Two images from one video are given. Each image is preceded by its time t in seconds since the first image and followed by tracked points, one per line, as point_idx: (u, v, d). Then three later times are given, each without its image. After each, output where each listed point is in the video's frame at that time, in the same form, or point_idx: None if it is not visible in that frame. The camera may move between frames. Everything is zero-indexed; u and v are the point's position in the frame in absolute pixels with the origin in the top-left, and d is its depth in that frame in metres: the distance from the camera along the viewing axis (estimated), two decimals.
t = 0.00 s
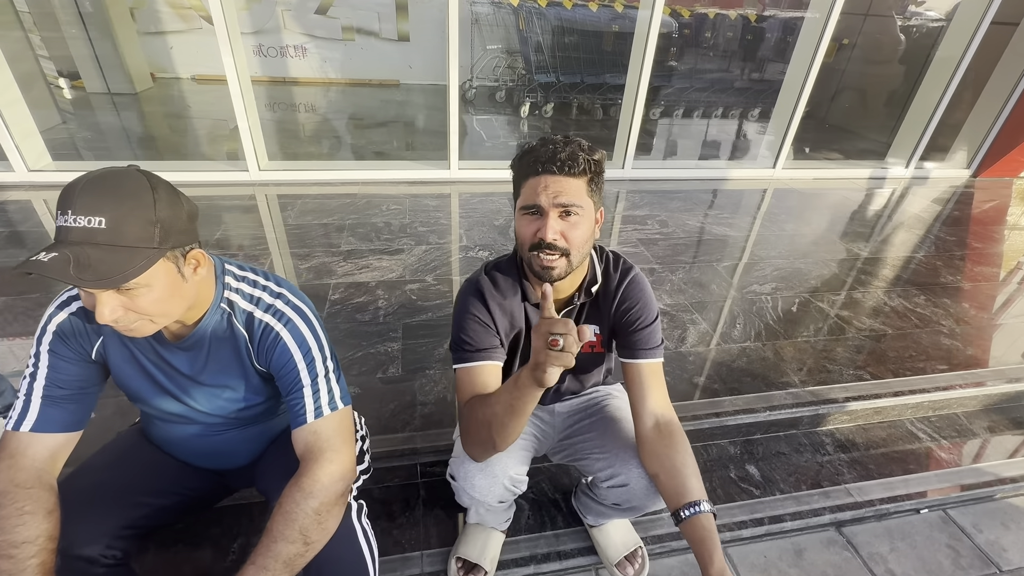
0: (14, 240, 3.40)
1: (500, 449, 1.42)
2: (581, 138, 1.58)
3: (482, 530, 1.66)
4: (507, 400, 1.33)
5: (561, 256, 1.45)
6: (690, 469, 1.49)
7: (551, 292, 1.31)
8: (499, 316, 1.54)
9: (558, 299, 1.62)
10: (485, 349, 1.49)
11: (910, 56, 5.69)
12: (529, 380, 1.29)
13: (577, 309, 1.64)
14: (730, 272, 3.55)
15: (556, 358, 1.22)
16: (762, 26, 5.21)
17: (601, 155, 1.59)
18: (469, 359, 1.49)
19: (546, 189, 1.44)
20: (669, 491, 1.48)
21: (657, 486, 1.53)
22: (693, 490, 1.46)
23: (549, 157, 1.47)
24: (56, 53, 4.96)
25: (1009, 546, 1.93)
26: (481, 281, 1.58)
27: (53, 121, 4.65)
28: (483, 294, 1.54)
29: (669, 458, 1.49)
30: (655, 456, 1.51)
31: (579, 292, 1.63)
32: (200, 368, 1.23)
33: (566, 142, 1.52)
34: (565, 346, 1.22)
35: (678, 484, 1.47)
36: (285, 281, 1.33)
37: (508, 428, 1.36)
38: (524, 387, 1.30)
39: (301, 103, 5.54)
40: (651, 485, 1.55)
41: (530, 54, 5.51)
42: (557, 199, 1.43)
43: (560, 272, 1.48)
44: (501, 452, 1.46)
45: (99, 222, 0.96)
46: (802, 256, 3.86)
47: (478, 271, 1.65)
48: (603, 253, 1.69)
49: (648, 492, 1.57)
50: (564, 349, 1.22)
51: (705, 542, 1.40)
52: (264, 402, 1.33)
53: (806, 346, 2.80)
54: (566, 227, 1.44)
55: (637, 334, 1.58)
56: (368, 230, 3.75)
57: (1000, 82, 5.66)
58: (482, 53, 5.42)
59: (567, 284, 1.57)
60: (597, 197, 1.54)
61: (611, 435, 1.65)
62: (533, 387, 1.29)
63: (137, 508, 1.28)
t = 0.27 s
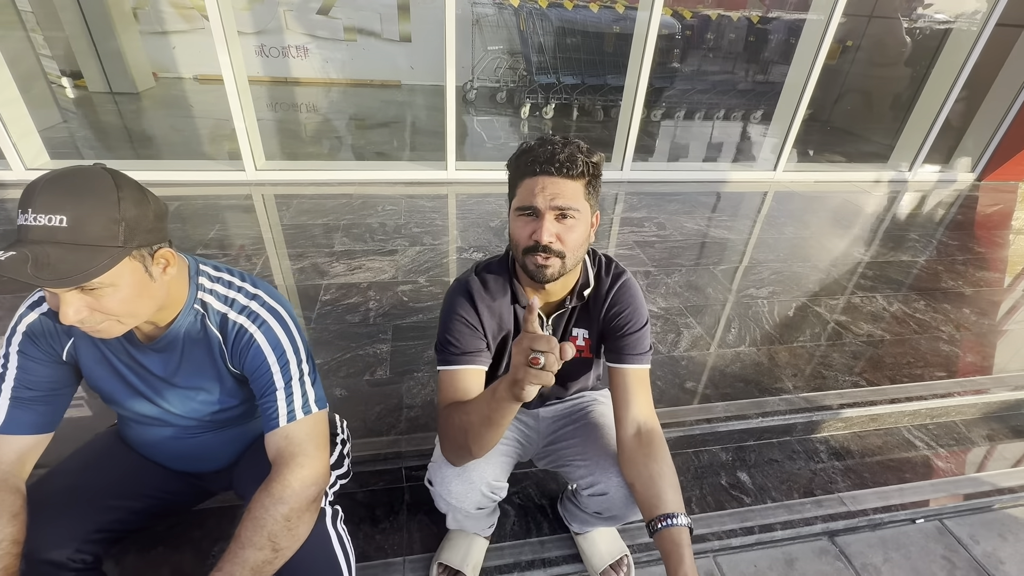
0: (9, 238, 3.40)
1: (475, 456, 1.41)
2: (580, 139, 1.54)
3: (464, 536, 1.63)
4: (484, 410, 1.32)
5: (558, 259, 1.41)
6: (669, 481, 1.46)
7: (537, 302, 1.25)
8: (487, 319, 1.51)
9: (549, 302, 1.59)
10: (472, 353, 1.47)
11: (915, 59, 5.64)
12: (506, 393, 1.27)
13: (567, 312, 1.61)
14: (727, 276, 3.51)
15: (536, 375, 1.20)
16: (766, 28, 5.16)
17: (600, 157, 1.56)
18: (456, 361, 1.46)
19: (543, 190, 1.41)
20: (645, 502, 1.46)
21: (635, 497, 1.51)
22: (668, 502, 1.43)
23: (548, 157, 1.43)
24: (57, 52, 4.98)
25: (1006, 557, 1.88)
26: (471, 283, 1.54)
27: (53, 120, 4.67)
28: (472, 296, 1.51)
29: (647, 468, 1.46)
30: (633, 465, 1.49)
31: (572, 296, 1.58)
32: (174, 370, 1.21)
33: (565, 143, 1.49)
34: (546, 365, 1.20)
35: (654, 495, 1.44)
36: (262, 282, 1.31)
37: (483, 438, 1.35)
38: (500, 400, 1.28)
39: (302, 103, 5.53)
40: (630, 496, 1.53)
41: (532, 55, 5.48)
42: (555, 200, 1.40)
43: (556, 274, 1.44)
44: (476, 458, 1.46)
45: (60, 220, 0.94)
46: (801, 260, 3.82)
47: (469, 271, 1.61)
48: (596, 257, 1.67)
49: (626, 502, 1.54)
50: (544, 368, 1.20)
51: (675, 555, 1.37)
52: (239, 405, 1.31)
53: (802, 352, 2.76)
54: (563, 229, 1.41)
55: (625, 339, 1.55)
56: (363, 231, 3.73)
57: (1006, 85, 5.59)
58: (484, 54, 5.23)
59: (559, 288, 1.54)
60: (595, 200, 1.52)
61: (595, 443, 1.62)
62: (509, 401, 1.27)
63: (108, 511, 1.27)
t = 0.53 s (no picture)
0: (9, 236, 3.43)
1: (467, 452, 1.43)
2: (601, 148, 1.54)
3: (456, 535, 1.63)
4: (475, 412, 1.32)
5: (567, 264, 1.40)
6: (664, 483, 1.45)
7: (537, 352, 1.15)
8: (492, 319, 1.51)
9: (555, 303, 1.57)
10: (473, 352, 1.47)
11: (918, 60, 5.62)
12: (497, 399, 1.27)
13: (573, 316, 1.59)
14: (724, 277, 3.51)
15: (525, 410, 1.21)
16: (769, 29, 5.13)
17: (619, 167, 1.55)
18: (455, 359, 1.46)
19: (561, 194, 1.40)
20: (639, 502, 1.46)
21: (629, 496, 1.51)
22: (662, 504, 1.43)
23: (569, 161, 1.43)
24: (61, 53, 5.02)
25: (1002, 561, 1.87)
26: (479, 280, 1.53)
27: (54, 120, 4.71)
28: (479, 295, 1.50)
29: (642, 469, 1.46)
30: (629, 465, 1.48)
31: (578, 299, 1.56)
32: (165, 369, 1.22)
33: (587, 149, 1.48)
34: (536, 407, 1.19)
35: (648, 496, 1.44)
36: (253, 281, 1.31)
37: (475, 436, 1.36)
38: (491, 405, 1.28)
39: (304, 103, 5.53)
40: (622, 494, 1.53)
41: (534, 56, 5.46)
42: (572, 206, 1.39)
43: (564, 280, 1.43)
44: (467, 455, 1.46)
45: (47, 219, 0.95)
46: (799, 261, 3.80)
47: (478, 267, 1.60)
48: (601, 259, 1.66)
49: (618, 500, 1.54)
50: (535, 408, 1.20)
51: (667, 558, 1.36)
52: (230, 403, 1.31)
53: (798, 353, 2.76)
54: (576, 235, 1.39)
55: (629, 341, 1.55)
56: (361, 231, 3.74)
57: (1009, 87, 5.55)
58: (485, 55, 5.23)
59: (566, 291, 1.53)
60: (610, 209, 1.51)
61: (588, 442, 1.62)
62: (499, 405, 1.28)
63: (98, 509, 1.28)
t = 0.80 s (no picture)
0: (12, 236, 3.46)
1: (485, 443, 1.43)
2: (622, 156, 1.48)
3: (455, 536, 1.64)
4: (486, 378, 1.36)
5: (577, 274, 1.40)
6: (665, 487, 1.47)
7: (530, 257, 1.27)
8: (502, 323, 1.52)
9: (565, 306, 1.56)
10: (483, 356, 1.49)
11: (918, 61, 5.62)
12: (508, 357, 1.33)
13: (583, 317, 1.58)
14: (723, 278, 3.52)
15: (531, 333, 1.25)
16: (769, 30, 5.14)
17: (637, 175, 1.49)
18: (470, 369, 1.49)
19: (577, 204, 1.36)
20: (640, 504, 1.48)
21: (631, 496, 1.52)
22: (663, 507, 1.45)
23: (587, 171, 1.38)
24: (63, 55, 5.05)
25: (998, 561, 1.88)
26: (490, 285, 1.52)
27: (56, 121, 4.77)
28: (490, 299, 1.50)
29: (646, 470, 1.48)
30: (632, 466, 1.50)
31: (588, 300, 1.57)
32: (165, 370, 1.23)
33: (606, 157, 1.42)
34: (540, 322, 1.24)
35: (649, 498, 1.46)
36: (251, 283, 1.33)
37: (493, 414, 1.38)
38: (503, 365, 1.34)
39: (305, 104, 5.55)
40: (624, 493, 1.54)
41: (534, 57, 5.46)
42: (586, 217, 1.35)
43: (571, 288, 1.44)
44: (485, 449, 1.47)
45: (46, 223, 0.96)
46: (798, 262, 3.81)
47: (487, 268, 1.59)
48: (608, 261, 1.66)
49: (620, 499, 1.56)
50: (541, 325, 1.25)
51: (665, 559, 1.39)
52: (229, 404, 1.33)
53: (796, 354, 2.77)
54: (587, 246, 1.37)
55: (637, 342, 1.55)
56: (361, 232, 3.76)
57: (1010, 87, 5.54)
58: (484, 56, 5.20)
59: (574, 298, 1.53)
60: (624, 220, 1.47)
61: (590, 441, 1.63)
62: (511, 363, 1.33)
63: (98, 508, 1.29)
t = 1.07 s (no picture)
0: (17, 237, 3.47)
1: (497, 451, 1.43)
2: (631, 163, 1.46)
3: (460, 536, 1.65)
4: (501, 396, 1.33)
5: (583, 283, 1.42)
6: (682, 481, 1.49)
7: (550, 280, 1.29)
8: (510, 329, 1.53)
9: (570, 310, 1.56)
10: (491, 365, 1.50)
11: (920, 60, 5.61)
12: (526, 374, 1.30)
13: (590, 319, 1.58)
14: (725, 278, 3.52)
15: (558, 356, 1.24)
16: (770, 29, 5.13)
17: (646, 184, 1.48)
18: (476, 373, 1.49)
19: (584, 216, 1.36)
20: (660, 500, 1.48)
21: (647, 493, 1.53)
22: (682, 502, 1.46)
23: (596, 182, 1.37)
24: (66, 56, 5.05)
25: (1000, 560, 1.89)
26: (495, 291, 1.54)
27: (59, 122, 4.78)
28: (496, 305, 1.51)
29: (664, 466, 1.49)
30: (648, 462, 1.51)
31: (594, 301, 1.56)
32: (173, 371, 1.24)
33: (615, 167, 1.41)
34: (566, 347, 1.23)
35: (668, 493, 1.47)
36: (258, 284, 1.34)
37: (507, 428, 1.37)
38: (520, 383, 1.31)
39: (306, 104, 5.54)
40: (640, 489, 1.55)
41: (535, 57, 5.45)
42: (593, 229, 1.36)
43: (576, 297, 1.46)
44: (497, 456, 1.47)
45: (56, 227, 0.97)
46: (800, 262, 3.81)
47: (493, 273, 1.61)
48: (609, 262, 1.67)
49: (636, 496, 1.56)
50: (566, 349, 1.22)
51: (688, 552, 1.40)
52: (236, 405, 1.34)
53: (798, 354, 2.77)
54: (594, 256, 1.39)
55: (643, 342, 1.57)
56: (363, 233, 3.77)
57: (1011, 85, 5.54)
58: (486, 56, 5.21)
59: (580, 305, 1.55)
60: (631, 228, 1.47)
61: (601, 440, 1.64)
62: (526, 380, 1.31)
63: (107, 508, 1.30)
